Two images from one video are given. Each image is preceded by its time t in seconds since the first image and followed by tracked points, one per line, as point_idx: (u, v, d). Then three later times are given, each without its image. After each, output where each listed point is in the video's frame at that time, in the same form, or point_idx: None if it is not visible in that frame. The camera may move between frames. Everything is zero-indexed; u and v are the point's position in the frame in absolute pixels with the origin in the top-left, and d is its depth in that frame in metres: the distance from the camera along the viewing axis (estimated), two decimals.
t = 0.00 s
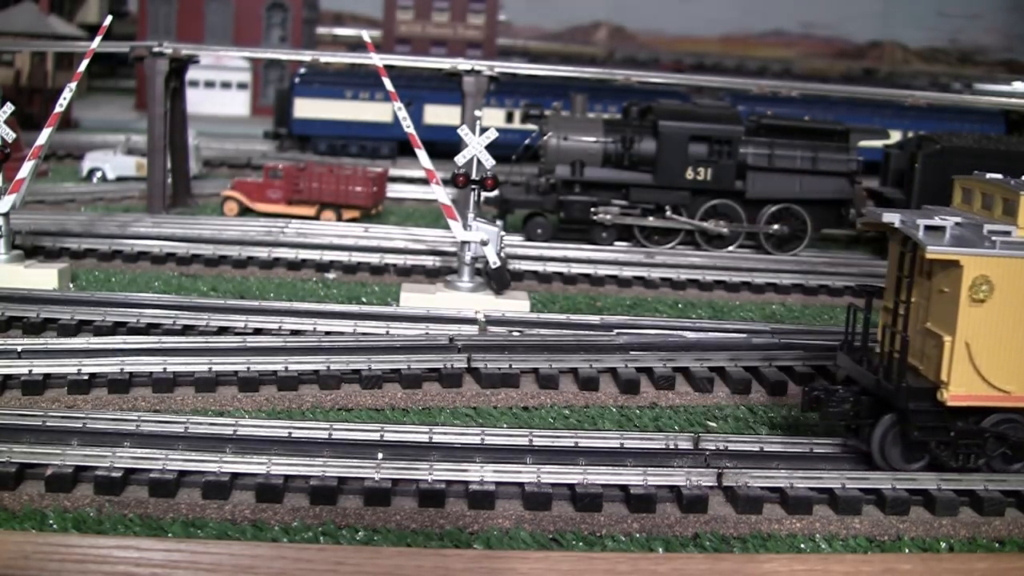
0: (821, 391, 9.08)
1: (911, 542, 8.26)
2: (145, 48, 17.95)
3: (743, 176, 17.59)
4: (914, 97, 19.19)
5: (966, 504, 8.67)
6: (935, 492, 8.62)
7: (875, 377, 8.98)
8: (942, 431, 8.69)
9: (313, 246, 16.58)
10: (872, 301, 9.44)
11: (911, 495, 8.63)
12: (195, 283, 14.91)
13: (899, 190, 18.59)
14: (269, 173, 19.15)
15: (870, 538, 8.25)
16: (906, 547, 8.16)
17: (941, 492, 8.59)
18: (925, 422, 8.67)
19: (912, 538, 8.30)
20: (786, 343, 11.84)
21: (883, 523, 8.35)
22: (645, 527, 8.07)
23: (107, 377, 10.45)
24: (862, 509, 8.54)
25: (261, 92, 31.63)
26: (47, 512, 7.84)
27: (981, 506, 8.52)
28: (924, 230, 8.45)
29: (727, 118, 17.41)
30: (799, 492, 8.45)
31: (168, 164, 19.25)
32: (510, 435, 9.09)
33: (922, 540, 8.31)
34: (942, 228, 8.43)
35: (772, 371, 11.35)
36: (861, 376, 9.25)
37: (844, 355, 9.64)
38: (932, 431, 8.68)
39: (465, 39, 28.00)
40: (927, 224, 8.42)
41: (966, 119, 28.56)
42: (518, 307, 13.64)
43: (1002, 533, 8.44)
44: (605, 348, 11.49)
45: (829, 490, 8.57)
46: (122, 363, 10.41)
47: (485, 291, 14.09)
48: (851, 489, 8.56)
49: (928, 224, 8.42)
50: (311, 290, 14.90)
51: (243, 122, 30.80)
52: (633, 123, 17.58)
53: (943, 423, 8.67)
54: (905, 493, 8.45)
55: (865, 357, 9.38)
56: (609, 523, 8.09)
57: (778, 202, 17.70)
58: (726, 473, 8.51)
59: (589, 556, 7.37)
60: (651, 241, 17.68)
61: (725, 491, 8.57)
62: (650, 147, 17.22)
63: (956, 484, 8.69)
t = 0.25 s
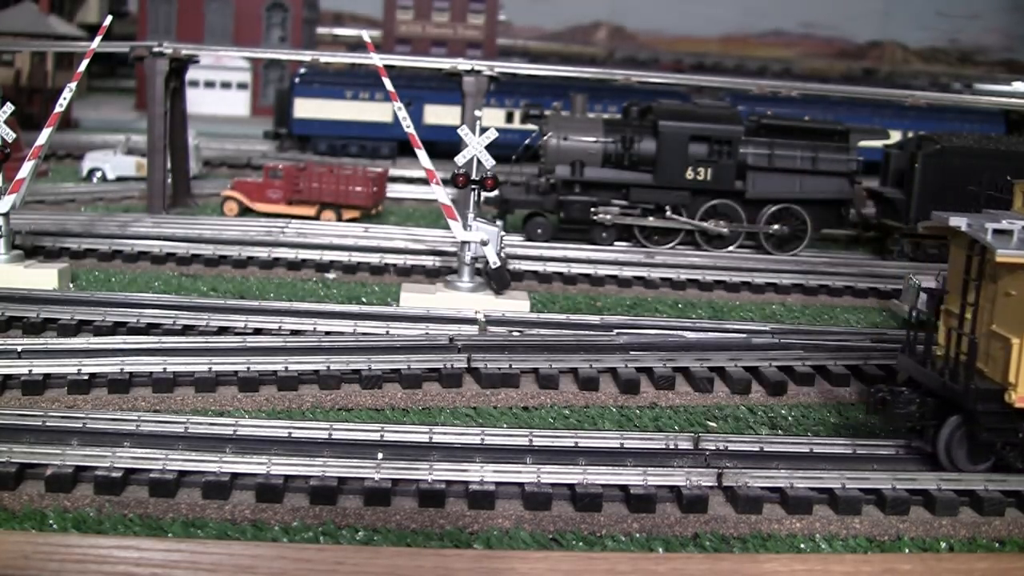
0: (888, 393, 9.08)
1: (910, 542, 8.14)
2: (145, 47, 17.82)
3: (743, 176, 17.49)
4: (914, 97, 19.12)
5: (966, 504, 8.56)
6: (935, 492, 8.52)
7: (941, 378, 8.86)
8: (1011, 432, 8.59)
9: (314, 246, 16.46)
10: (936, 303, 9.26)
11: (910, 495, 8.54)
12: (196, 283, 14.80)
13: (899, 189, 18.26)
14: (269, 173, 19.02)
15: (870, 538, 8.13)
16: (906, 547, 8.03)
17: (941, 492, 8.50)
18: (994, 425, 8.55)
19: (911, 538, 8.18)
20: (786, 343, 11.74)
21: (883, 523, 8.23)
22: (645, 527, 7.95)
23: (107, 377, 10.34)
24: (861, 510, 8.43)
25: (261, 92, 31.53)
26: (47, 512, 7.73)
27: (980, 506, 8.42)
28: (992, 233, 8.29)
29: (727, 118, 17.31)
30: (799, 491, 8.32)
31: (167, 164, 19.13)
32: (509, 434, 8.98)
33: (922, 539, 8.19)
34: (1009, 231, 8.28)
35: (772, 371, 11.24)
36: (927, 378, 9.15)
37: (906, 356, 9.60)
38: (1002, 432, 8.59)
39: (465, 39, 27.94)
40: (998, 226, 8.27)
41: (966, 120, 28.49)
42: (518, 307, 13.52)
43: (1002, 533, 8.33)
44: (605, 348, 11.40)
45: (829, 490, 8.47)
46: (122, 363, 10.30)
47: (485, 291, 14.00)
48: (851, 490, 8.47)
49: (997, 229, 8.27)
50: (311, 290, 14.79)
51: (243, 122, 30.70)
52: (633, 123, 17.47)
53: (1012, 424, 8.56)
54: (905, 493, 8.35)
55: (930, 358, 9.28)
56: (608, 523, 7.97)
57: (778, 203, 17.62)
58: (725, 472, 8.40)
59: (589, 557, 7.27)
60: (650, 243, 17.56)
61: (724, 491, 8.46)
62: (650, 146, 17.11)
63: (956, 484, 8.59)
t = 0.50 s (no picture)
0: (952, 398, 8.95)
1: (910, 542, 8.10)
2: (145, 47, 17.79)
3: (743, 176, 17.49)
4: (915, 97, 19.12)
5: (966, 504, 8.51)
6: (934, 492, 8.47)
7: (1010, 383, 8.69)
8: None
9: (314, 247, 16.45)
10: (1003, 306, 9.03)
11: (911, 495, 8.49)
12: (196, 283, 14.80)
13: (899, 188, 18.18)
14: (270, 174, 19.01)
15: (870, 537, 8.09)
16: (905, 547, 7.97)
17: (941, 492, 8.44)
18: None
19: (911, 538, 8.14)
20: (787, 343, 11.74)
21: (883, 523, 8.18)
22: (645, 527, 7.94)
23: (107, 377, 10.34)
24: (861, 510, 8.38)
25: (261, 92, 31.52)
26: (48, 511, 7.73)
27: (980, 505, 8.36)
28: None
29: (727, 118, 17.25)
30: (799, 491, 8.28)
31: (168, 164, 19.12)
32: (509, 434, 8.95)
33: (922, 539, 8.16)
34: None
35: (772, 371, 11.21)
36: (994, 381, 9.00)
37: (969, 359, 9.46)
38: None
39: (465, 39, 27.35)
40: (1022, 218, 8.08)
41: (966, 120, 28.50)
42: (518, 308, 13.53)
43: (1002, 534, 8.29)
44: (605, 348, 11.40)
45: (829, 490, 8.41)
46: (122, 363, 10.30)
47: (485, 292, 14.00)
48: (851, 489, 8.41)
49: None
50: (311, 290, 14.78)
51: (243, 122, 30.70)
52: (633, 123, 17.47)
53: None
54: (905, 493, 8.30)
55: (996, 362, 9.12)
56: (609, 523, 7.97)
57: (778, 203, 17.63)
58: (725, 472, 8.35)
59: (589, 556, 7.27)
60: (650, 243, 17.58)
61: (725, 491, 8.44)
62: (650, 146, 17.11)
63: (956, 483, 8.53)
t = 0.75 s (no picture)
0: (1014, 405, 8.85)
1: (910, 542, 8.11)
2: (145, 47, 17.79)
3: (743, 176, 17.50)
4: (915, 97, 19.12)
5: (966, 504, 8.52)
6: (935, 492, 8.47)
7: None
8: None
9: (314, 247, 16.44)
10: None
11: (910, 495, 8.49)
12: (196, 283, 14.80)
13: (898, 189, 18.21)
14: (271, 175, 19.00)
15: (870, 538, 8.10)
16: (906, 547, 7.99)
17: (941, 493, 8.45)
18: None
19: (911, 538, 8.15)
20: (787, 343, 11.74)
21: (882, 523, 8.19)
22: (645, 527, 7.94)
23: (107, 377, 10.33)
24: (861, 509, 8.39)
25: (260, 92, 31.53)
26: (48, 511, 7.73)
27: (980, 506, 8.36)
28: None
29: (728, 118, 17.22)
30: (800, 491, 8.28)
31: (167, 163, 19.13)
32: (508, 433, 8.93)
33: (922, 539, 8.17)
34: None
35: (772, 371, 11.21)
36: None
37: None
38: None
39: (465, 39, 27.25)
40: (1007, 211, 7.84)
41: (966, 120, 28.51)
42: (518, 308, 13.53)
43: (1002, 533, 8.30)
44: (605, 348, 11.39)
45: (829, 490, 8.41)
46: (122, 363, 10.29)
47: (485, 291, 14.00)
48: (850, 489, 8.41)
49: None
50: (311, 290, 14.78)
51: (243, 122, 30.70)
52: (633, 123, 17.49)
53: None
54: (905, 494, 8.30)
55: None
56: (609, 523, 7.98)
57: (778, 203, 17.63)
58: (725, 472, 8.34)
59: (589, 556, 7.27)
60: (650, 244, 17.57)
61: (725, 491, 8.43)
62: (650, 146, 17.13)
63: (956, 484, 8.53)
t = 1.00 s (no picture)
0: None
1: (910, 542, 8.11)
2: (145, 47, 17.78)
3: (743, 176, 17.50)
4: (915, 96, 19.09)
5: (966, 504, 8.50)
6: (935, 492, 8.46)
7: None
8: None
9: (314, 247, 16.44)
10: None
11: (910, 495, 8.48)
12: (196, 283, 14.80)
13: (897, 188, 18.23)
14: (271, 175, 18.99)
15: (870, 538, 8.10)
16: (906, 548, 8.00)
17: (941, 492, 8.44)
18: None
19: (911, 538, 8.15)
20: (787, 343, 11.74)
21: (882, 523, 8.19)
22: (645, 527, 7.95)
23: (107, 377, 10.33)
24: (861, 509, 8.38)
25: (260, 92, 31.51)
26: (48, 512, 7.74)
27: (981, 506, 8.35)
28: None
29: (728, 118, 17.22)
30: (799, 491, 8.27)
31: (167, 163, 19.13)
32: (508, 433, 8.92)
33: (922, 540, 8.17)
34: None
35: (773, 371, 11.20)
36: None
37: None
38: None
39: (465, 39, 27.21)
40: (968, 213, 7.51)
41: (966, 120, 28.52)
42: (518, 308, 13.53)
43: (1002, 534, 8.31)
44: (605, 348, 11.39)
45: (829, 490, 8.40)
46: (122, 363, 10.29)
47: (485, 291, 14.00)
48: (850, 489, 8.40)
49: None
50: (311, 290, 14.78)
51: (243, 121, 30.69)
52: (633, 123, 17.48)
53: None
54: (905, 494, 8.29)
55: None
56: (609, 523, 7.98)
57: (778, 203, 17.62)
58: (725, 473, 8.33)
59: (588, 556, 7.26)
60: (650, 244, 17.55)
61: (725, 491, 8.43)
62: (650, 146, 17.13)
63: (956, 484, 8.52)
